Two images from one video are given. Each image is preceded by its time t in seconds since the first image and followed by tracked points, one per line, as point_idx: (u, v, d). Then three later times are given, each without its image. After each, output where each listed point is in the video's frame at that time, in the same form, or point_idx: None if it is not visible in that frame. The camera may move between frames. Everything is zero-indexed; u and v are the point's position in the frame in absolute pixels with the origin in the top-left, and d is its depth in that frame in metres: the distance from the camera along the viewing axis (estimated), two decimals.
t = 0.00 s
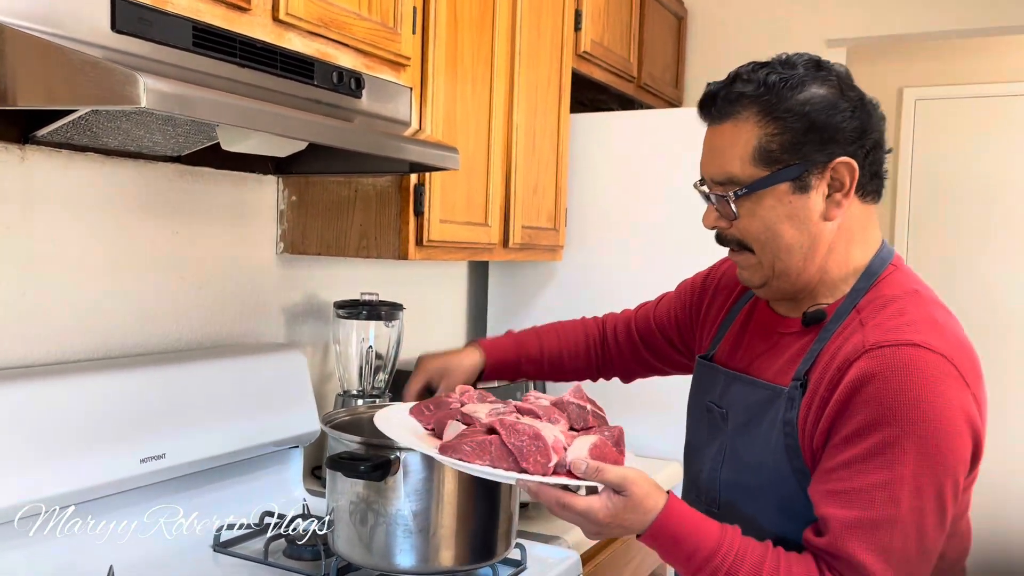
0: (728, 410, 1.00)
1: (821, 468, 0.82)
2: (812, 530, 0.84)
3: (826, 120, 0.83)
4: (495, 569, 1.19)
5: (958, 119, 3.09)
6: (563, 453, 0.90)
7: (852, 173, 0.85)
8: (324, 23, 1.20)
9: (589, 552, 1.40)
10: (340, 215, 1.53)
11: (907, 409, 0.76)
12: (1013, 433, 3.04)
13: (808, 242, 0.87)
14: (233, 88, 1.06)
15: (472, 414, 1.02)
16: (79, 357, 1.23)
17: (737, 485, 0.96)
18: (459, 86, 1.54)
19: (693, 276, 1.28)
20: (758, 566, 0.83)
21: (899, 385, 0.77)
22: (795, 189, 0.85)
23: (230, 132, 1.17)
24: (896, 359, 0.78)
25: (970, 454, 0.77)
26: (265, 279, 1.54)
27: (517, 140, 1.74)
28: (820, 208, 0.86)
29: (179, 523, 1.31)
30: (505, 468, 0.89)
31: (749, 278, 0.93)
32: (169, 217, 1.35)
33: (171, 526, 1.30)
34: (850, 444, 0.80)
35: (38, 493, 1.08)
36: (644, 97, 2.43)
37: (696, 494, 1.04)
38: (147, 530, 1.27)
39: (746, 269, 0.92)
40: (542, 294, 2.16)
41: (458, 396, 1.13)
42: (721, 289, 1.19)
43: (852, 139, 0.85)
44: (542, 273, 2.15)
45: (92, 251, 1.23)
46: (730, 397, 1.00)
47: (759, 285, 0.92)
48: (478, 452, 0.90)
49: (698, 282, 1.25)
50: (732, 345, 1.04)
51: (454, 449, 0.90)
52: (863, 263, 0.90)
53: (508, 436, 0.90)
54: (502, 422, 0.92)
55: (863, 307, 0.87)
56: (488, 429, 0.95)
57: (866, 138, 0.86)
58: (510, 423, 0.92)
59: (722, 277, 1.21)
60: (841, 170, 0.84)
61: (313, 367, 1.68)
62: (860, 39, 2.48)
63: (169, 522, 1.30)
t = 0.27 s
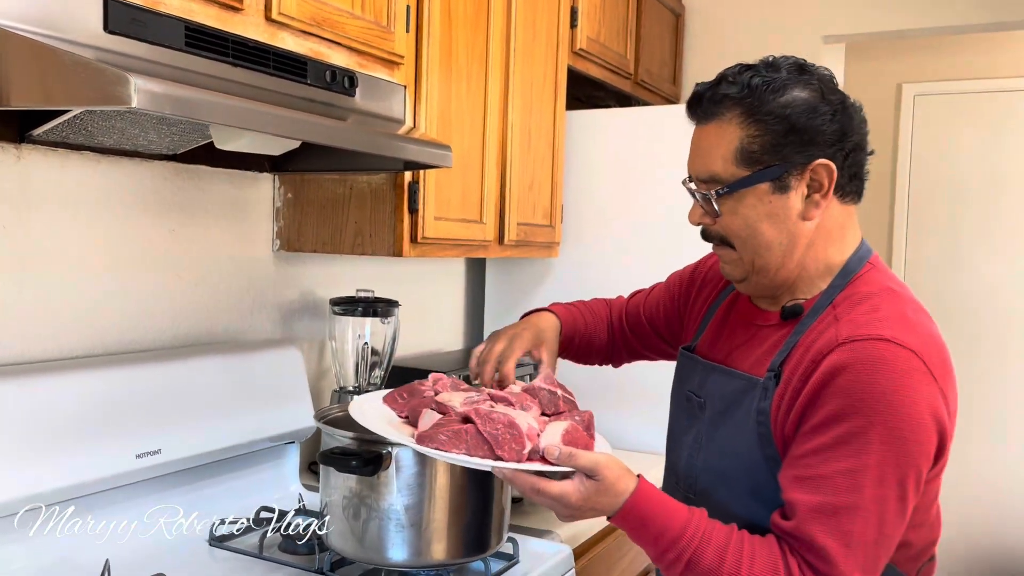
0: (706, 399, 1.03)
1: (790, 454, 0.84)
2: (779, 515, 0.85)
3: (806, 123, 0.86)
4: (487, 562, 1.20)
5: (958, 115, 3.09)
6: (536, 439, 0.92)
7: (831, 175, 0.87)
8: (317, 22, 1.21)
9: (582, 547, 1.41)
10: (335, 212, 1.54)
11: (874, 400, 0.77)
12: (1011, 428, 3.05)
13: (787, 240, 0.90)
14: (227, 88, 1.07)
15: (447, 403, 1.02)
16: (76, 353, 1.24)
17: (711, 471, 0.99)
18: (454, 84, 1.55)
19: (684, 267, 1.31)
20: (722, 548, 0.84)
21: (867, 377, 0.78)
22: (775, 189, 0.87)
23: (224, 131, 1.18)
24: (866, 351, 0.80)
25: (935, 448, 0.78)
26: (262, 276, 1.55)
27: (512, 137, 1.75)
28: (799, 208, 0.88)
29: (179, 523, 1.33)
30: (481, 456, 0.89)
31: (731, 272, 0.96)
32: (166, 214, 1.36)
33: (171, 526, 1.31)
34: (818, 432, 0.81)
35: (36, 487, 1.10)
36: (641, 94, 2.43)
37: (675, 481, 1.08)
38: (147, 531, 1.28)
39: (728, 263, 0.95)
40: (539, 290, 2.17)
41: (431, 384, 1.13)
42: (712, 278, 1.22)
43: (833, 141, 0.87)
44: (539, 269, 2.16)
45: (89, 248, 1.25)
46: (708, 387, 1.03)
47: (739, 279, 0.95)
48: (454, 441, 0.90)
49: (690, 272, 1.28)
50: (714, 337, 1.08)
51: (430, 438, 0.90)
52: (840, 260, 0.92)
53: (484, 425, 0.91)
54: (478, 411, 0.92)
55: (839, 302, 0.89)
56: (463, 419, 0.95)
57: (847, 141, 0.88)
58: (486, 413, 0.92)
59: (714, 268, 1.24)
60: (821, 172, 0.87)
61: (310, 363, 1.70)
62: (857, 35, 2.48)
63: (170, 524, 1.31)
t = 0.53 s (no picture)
0: (691, 393, 1.05)
1: (768, 448, 0.86)
2: (756, 508, 0.87)
3: (785, 123, 0.87)
4: (479, 556, 1.22)
5: (957, 109, 3.09)
6: (512, 434, 0.94)
7: (809, 175, 0.88)
8: (312, 22, 1.22)
9: (576, 540, 1.42)
10: (332, 209, 1.55)
11: (844, 395, 0.79)
12: (1010, 422, 3.05)
13: (765, 238, 0.91)
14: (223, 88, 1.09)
15: (426, 397, 1.03)
16: (75, 350, 1.26)
17: (695, 463, 1.01)
18: (449, 82, 1.56)
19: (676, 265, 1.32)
20: (696, 539, 0.85)
21: (839, 372, 0.80)
22: (753, 188, 0.89)
23: (219, 130, 1.19)
24: (838, 346, 0.81)
25: (908, 442, 0.80)
26: (259, 273, 1.57)
27: (508, 134, 1.76)
28: (777, 207, 0.90)
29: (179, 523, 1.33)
30: (457, 452, 0.92)
31: (712, 266, 0.98)
32: (163, 212, 1.37)
33: (170, 526, 1.31)
34: (793, 426, 0.83)
35: (36, 482, 1.11)
36: (639, 90, 2.44)
37: (662, 473, 1.10)
38: (147, 531, 1.29)
39: (710, 257, 0.97)
40: (537, 286, 2.18)
41: (412, 378, 1.12)
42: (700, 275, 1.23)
43: (811, 141, 0.88)
44: (536, 265, 2.17)
45: (87, 246, 1.26)
46: (693, 381, 1.05)
47: (721, 273, 0.98)
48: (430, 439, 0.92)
49: (681, 270, 1.29)
50: (700, 330, 1.10)
51: (407, 436, 0.92)
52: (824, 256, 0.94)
53: (460, 423, 0.93)
54: (454, 408, 0.94)
55: (818, 298, 0.90)
56: (441, 415, 0.97)
57: (826, 141, 0.89)
58: (462, 410, 0.94)
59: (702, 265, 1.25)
60: (799, 172, 0.88)
61: (308, 359, 1.71)
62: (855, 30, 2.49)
63: (169, 523, 1.32)
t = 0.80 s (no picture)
0: (688, 386, 1.06)
1: (760, 440, 0.87)
2: (750, 500, 0.88)
3: (767, 119, 0.87)
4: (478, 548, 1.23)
5: (958, 104, 3.09)
6: (505, 429, 0.95)
7: (795, 170, 0.89)
8: (310, 19, 1.23)
9: (574, 534, 1.44)
10: (331, 205, 1.56)
11: (836, 388, 0.79)
12: (1011, 417, 3.05)
13: (754, 233, 0.92)
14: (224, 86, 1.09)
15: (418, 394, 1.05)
16: (77, 346, 1.27)
17: (691, 455, 1.02)
18: (448, 78, 1.57)
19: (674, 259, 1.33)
20: (690, 534, 0.86)
21: (830, 365, 0.80)
22: (739, 185, 0.90)
23: (218, 127, 1.20)
24: (830, 339, 0.82)
25: (900, 434, 0.80)
26: (260, 269, 1.58)
27: (508, 130, 1.77)
28: (763, 202, 0.91)
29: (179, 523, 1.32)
30: (450, 447, 0.93)
31: (706, 262, 0.99)
32: (164, 209, 1.38)
33: (170, 527, 1.31)
34: (785, 419, 0.84)
35: (39, 476, 1.13)
36: (639, 86, 2.44)
37: (660, 465, 1.10)
38: (148, 530, 1.29)
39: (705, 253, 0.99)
40: (537, 282, 2.19)
41: (404, 377, 1.14)
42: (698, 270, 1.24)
43: (795, 137, 0.88)
44: (536, 261, 2.18)
45: (88, 242, 1.27)
46: (690, 375, 1.05)
47: (715, 269, 0.99)
48: (424, 434, 0.93)
49: (679, 264, 1.30)
50: (697, 323, 1.10)
51: (401, 431, 0.93)
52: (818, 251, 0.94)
53: (453, 417, 0.93)
54: (446, 403, 0.95)
55: (812, 292, 0.91)
56: (433, 410, 0.98)
57: (812, 135, 0.89)
58: (454, 404, 0.95)
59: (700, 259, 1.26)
60: (784, 167, 0.89)
61: (309, 354, 1.72)
62: (855, 25, 2.49)
63: (168, 523, 1.31)
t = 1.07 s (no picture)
0: (684, 384, 1.06)
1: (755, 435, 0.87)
2: (744, 495, 0.89)
3: (780, 114, 0.88)
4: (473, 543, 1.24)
5: (957, 99, 3.09)
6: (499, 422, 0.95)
7: (804, 165, 0.90)
8: (306, 17, 1.23)
9: (569, 528, 1.45)
10: (328, 202, 1.56)
11: (831, 384, 0.80)
12: (1009, 411, 3.06)
13: (761, 229, 0.93)
14: (220, 84, 1.10)
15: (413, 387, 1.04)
16: (76, 342, 1.28)
17: (687, 452, 1.03)
18: (444, 75, 1.57)
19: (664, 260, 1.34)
20: (682, 526, 0.87)
21: (826, 361, 0.81)
22: (749, 180, 0.90)
23: (215, 125, 1.21)
24: (825, 335, 0.82)
25: (893, 429, 0.81)
26: (258, 265, 1.58)
27: (505, 127, 1.78)
28: (772, 198, 0.91)
29: (179, 524, 1.31)
30: (446, 440, 0.93)
31: (705, 260, 0.99)
32: (162, 206, 1.39)
33: (170, 527, 1.29)
34: (780, 414, 0.84)
35: (37, 471, 1.14)
36: (637, 82, 2.44)
37: (656, 462, 1.11)
38: (148, 530, 1.28)
39: (704, 252, 0.98)
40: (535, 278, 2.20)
41: (399, 370, 1.15)
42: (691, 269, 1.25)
43: (804, 132, 0.89)
44: (534, 257, 2.19)
45: (87, 239, 1.28)
46: (686, 372, 1.06)
47: (716, 267, 0.98)
48: (419, 426, 0.93)
49: (671, 265, 1.31)
50: (692, 321, 1.11)
51: (396, 425, 0.93)
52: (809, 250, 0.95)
53: (448, 410, 0.93)
54: (442, 396, 0.95)
55: (806, 288, 0.92)
56: (428, 403, 0.98)
57: (818, 131, 0.90)
58: (450, 397, 0.95)
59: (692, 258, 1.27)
60: (794, 163, 0.90)
61: (307, 350, 1.73)
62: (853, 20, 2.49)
63: (168, 524, 1.30)
